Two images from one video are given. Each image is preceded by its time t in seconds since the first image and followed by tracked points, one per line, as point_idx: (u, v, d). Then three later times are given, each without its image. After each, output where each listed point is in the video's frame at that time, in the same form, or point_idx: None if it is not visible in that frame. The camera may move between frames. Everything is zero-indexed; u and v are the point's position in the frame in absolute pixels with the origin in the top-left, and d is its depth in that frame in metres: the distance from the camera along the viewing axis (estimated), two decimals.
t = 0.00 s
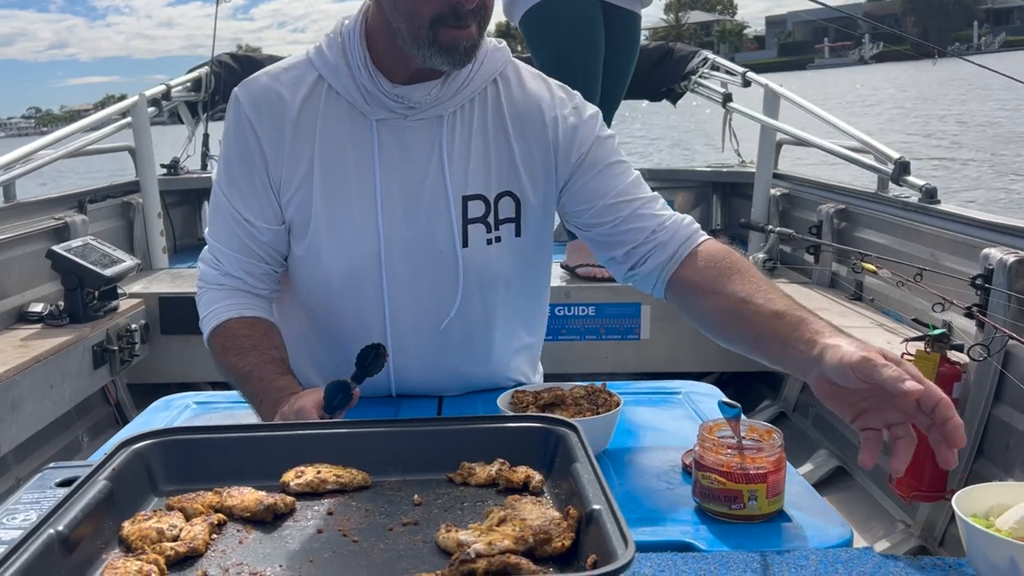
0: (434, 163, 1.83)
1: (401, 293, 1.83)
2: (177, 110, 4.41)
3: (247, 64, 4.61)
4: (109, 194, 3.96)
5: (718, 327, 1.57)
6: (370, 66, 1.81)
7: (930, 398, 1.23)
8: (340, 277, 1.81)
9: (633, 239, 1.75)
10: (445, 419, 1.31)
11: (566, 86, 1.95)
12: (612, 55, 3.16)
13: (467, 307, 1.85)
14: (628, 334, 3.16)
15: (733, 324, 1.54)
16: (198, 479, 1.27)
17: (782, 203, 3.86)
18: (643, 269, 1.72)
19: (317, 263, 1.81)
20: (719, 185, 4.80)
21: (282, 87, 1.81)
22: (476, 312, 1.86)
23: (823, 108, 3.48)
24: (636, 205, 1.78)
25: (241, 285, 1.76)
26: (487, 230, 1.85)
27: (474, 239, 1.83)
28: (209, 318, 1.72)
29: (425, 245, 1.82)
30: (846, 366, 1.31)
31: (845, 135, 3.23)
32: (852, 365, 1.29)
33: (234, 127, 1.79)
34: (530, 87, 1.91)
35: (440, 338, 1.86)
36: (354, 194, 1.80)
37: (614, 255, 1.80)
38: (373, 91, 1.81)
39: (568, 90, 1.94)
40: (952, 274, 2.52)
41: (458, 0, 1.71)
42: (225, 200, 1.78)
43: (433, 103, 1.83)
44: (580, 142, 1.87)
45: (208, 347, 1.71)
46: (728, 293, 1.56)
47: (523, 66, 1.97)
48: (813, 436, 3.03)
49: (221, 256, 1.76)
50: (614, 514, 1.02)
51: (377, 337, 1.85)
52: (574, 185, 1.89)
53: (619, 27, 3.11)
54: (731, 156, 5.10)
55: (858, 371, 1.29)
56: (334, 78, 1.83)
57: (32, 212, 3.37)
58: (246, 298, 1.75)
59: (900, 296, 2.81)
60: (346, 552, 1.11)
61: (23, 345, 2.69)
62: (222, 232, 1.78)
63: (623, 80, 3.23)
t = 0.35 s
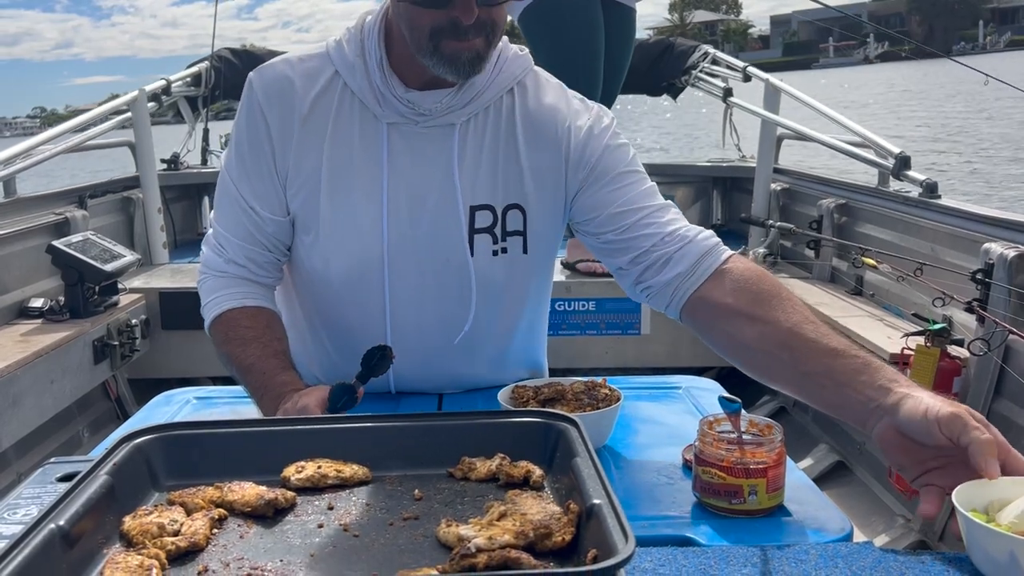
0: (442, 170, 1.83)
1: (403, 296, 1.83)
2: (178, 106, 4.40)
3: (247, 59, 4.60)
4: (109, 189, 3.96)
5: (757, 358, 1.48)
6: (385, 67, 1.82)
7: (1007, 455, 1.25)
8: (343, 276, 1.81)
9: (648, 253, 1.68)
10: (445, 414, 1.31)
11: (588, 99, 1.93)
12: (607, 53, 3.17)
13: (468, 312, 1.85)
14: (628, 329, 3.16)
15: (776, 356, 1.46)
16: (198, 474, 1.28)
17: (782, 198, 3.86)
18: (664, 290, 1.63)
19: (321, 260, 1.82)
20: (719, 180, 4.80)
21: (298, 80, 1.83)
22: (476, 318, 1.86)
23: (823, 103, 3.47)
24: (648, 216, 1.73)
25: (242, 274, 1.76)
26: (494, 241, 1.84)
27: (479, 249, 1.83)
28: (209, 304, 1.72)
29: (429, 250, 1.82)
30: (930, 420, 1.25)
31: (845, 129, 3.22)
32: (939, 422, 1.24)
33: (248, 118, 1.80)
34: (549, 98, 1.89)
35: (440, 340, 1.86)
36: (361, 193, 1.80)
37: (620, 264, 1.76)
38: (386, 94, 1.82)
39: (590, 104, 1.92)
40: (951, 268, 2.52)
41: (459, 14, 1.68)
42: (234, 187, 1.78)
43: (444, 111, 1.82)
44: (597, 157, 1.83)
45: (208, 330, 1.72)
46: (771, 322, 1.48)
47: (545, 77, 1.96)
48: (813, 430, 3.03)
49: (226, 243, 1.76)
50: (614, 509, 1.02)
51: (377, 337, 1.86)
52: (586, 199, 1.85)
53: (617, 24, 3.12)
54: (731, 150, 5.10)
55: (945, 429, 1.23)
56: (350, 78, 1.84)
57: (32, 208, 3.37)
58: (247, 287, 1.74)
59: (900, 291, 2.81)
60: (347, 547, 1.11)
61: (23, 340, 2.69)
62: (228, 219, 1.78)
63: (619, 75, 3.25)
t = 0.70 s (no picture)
0: (448, 170, 1.83)
1: (407, 295, 1.83)
2: (178, 106, 4.40)
3: (247, 59, 4.60)
4: (109, 190, 3.96)
5: (765, 355, 1.48)
6: (393, 66, 1.83)
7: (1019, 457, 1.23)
8: (347, 274, 1.81)
9: (655, 252, 1.69)
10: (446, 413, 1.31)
11: (594, 100, 1.93)
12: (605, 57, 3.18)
13: (470, 313, 1.85)
14: (629, 329, 3.16)
15: (784, 352, 1.46)
16: (199, 474, 1.28)
17: (783, 197, 3.86)
18: (671, 289, 1.64)
19: (326, 257, 1.82)
20: (720, 178, 4.80)
21: (307, 77, 1.84)
22: (478, 318, 1.86)
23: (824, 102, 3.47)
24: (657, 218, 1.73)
25: (245, 269, 1.76)
26: (498, 241, 1.84)
27: (484, 249, 1.83)
28: (213, 299, 1.72)
29: (433, 250, 1.82)
30: (945, 424, 1.23)
31: (846, 128, 3.22)
32: (955, 425, 1.22)
33: (256, 113, 1.81)
34: (557, 99, 1.90)
35: (443, 341, 1.86)
36: (367, 191, 1.80)
37: (625, 262, 1.76)
38: (393, 93, 1.82)
39: (597, 105, 1.92)
40: (952, 266, 2.52)
41: (444, 9, 1.70)
42: (241, 183, 1.78)
43: (450, 110, 1.83)
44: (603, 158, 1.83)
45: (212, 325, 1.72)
46: (779, 319, 1.48)
47: (553, 79, 1.96)
48: (814, 429, 3.03)
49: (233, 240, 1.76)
50: (615, 508, 1.02)
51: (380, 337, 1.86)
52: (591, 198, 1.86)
53: (615, 24, 3.14)
54: (732, 149, 5.09)
55: (958, 433, 1.22)
56: (358, 76, 1.85)
57: (33, 208, 3.37)
58: (251, 284, 1.74)
59: (901, 289, 2.81)
60: (349, 546, 1.11)
61: (24, 341, 2.69)
62: (234, 215, 1.78)
63: (618, 75, 3.27)
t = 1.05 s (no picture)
0: (435, 161, 1.83)
1: (404, 290, 1.83)
2: (180, 110, 4.41)
3: (248, 62, 4.61)
4: (110, 192, 3.96)
5: (751, 308, 1.60)
6: (372, 62, 1.84)
7: (964, 370, 1.36)
8: (343, 272, 1.82)
9: (650, 222, 1.77)
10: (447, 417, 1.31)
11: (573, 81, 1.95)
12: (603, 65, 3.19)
13: (467, 305, 1.84)
14: (629, 333, 3.16)
15: (766, 306, 1.57)
16: (200, 476, 1.28)
17: (783, 202, 3.87)
18: (671, 257, 1.73)
19: (321, 257, 1.82)
20: (720, 183, 4.80)
21: (290, 81, 1.84)
22: (475, 310, 1.85)
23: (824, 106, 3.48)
24: (649, 187, 1.80)
25: (240, 275, 1.76)
26: (490, 228, 1.84)
27: (476, 236, 1.83)
28: (214, 306, 1.73)
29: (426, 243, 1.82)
30: (902, 359, 1.33)
31: (846, 132, 3.23)
32: (910, 360, 1.32)
33: (242, 122, 1.82)
34: (535, 83, 1.91)
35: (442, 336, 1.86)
36: (357, 187, 1.81)
37: (624, 236, 1.83)
38: (374, 87, 1.83)
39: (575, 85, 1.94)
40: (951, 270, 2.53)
41: None
42: (232, 189, 1.80)
43: (432, 99, 1.83)
44: (586, 131, 1.87)
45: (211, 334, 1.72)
46: (757, 275, 1.58)
47: (530, 65, 1.97)
48: (814, 434, 3.03)
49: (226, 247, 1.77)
50: (615, 512, 1.02)
51: (378, 335, 1.85)
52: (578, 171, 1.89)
53: (614, 30, 3.15)
54: (732, 154, 5.10)
55: (913, 367, 1.32)
56: (339, 75, 1.85)
57: (34, 211, 3.37)
58: (248, 290, 1.75)
59: (901, 294, 2.81)
60: (348, 550, 1.11)
61: (25, 343, 2.69)
62: (227, 222, 1.79)
63: (617, 80, 3.29)
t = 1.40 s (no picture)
0: (424, 141, 1.85)
1: (410, 274, 1.83)
2: (181, 113, 4.41)
3: (248, 66, 4.61)
4: (111, 196, 3.96)
5: (703, 200, 1.76)
6: (348, 54, 1.82)
7: (802, 219, 1.45)
8: (347, 265, 1.81)
9: (626, 140, 1.90)
10: (448, 420, 1.31)
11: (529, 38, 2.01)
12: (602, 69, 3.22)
13: (472, 280, 1.86)
14: (629, 335, 3.16)
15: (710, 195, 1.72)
16: (201, 480, 1.28)
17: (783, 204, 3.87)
18: (649, 168, 1.89)
19: (322, 253, 1.82)
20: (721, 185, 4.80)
21: (269, 89, 1.82)
22: (479, 284, 1.87)
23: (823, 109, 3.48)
24: (621, 113, 1.93)
25: (243, 286, 1.75)
26: (483, 196, 1.87)
27: (471, 205, 1.86)
28: (212, 320, 1.71)
29: (427, 223, 1.84)
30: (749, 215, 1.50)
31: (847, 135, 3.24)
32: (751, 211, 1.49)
33: (230, 136, 1.79)
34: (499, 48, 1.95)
35: (450, 318, 1.87)
36: (353, 179, 1.81)
37: (615, 166, 1.96)
38: (356, 77, 1.82)
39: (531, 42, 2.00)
40: (952, 272, 2.53)
41: None
42: (226, 203, 1.78)
43: (413, 77, 1.84)
44: (558, 80, 1.94)
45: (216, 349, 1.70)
46: (699, 165, 1.75)
47: (490, 37, 1.99)
48: (815, 436, 3.03)
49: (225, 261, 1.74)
50: (615, 514, 1.02)
51: (385, 322, 1.84)
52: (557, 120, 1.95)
53: (612, 31, 3.17)
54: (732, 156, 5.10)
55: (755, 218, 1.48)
56: (315, 73, 1.82)
57: (35, 215, 3.38)
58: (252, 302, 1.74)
59: (902, 296, 2.81)
60: (349, 554, 1.11)
61: (25, 347, 2.69)
62: (226, 236, 1.76)
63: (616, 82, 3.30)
